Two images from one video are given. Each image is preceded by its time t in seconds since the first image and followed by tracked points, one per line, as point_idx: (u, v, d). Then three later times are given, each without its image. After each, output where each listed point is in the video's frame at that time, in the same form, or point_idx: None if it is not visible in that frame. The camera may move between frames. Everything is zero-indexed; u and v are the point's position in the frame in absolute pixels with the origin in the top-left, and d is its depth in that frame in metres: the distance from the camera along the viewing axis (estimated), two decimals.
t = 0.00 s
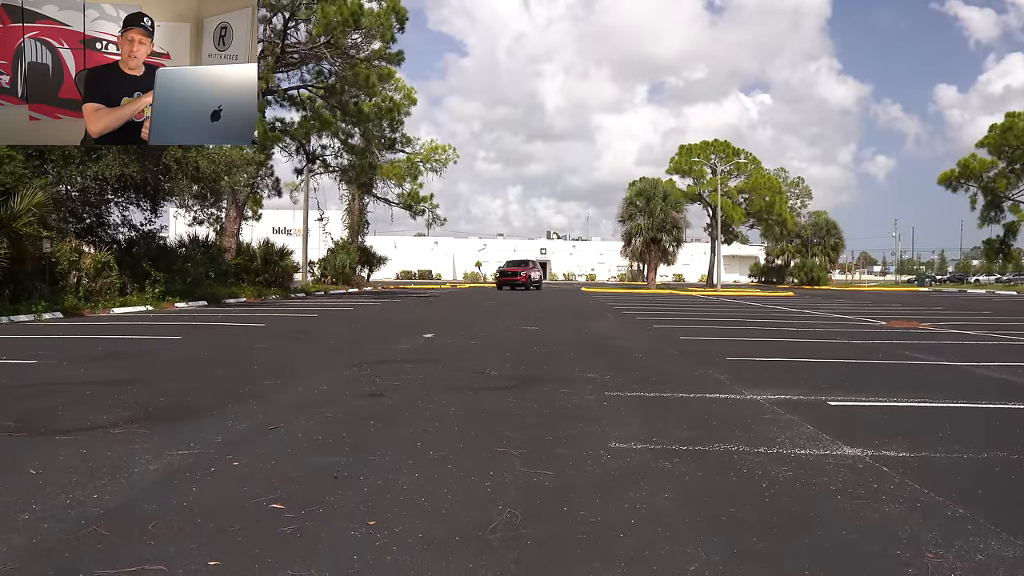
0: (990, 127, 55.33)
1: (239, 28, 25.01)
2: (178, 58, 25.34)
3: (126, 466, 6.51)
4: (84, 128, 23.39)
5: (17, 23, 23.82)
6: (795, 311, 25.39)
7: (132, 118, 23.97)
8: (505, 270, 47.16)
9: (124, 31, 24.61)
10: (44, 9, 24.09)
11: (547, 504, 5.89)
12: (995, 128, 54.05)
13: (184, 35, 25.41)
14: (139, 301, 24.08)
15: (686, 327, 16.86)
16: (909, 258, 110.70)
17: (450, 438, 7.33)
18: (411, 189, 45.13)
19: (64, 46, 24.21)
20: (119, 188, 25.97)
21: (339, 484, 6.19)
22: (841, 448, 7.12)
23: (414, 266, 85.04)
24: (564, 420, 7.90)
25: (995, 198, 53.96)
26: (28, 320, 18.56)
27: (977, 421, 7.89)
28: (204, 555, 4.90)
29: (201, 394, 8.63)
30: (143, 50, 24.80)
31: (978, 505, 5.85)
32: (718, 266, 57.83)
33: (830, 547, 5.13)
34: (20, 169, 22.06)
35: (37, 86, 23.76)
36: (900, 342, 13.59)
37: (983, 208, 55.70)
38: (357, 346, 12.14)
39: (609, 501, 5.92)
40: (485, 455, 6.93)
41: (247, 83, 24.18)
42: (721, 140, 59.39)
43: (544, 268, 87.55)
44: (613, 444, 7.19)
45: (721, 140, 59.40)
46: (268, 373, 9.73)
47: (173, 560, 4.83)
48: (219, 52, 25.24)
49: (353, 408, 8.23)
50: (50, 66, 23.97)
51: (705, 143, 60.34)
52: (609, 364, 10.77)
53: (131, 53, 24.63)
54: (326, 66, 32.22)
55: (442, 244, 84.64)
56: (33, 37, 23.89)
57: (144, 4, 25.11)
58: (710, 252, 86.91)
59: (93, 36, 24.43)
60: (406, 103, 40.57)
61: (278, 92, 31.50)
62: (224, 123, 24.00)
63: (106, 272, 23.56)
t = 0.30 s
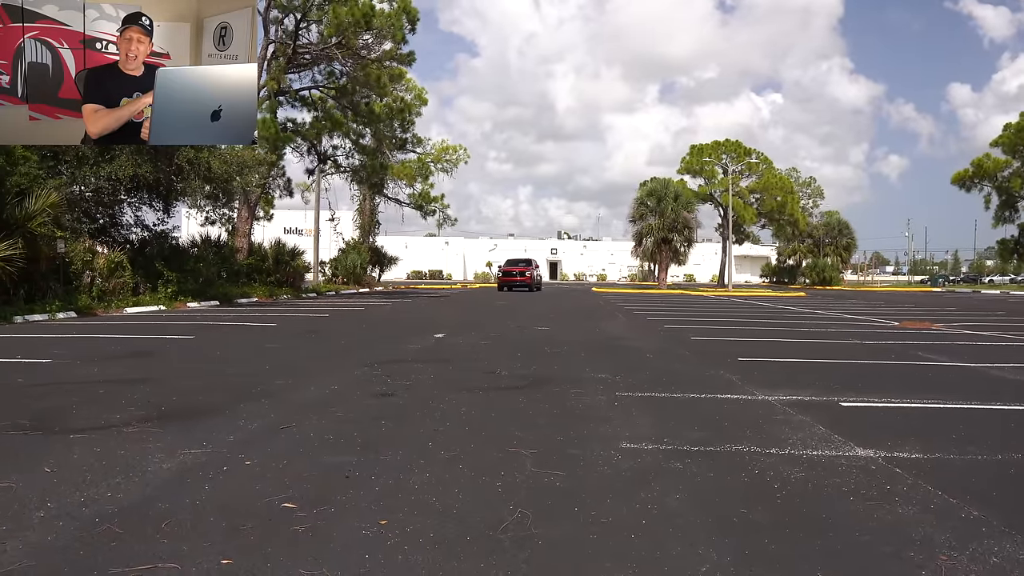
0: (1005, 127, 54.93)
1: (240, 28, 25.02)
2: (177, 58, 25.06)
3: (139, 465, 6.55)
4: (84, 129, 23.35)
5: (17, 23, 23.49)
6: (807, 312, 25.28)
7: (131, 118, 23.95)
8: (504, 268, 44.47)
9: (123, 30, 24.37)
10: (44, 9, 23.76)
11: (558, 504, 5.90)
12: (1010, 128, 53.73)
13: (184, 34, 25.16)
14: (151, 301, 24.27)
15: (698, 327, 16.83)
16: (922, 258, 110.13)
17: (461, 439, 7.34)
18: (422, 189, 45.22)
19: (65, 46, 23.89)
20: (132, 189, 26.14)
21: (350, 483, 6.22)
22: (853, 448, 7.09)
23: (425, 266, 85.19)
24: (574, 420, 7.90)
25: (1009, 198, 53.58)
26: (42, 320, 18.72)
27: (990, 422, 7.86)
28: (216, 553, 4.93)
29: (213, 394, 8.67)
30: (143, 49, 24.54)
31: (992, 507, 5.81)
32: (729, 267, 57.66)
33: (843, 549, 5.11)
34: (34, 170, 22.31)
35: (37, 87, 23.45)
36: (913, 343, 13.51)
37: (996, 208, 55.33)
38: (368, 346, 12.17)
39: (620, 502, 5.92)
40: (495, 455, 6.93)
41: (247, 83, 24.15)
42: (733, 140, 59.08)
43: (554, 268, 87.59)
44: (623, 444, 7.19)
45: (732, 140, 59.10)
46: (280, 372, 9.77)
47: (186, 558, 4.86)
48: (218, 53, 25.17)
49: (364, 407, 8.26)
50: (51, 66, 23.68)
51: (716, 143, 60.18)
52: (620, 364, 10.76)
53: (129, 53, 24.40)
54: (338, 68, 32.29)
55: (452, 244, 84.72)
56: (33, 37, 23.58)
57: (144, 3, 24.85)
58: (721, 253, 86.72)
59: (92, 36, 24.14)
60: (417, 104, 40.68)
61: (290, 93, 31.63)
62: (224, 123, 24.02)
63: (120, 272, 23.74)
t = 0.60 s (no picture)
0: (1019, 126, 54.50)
1: (240, 29, 25.23)
2: (178, 57, 25.11)
3: (154, 463, 6.59)
4: (84, 128, 23.22)
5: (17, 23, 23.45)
6: (820, 312, 25.15)
7: (131, 118, 23.85)
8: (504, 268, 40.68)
9: (122, 31, 24.50)
10: (44, 9, 23.79)
11: (570, 504, 5.91)
12: None
13: (184, 34, 25.24)
14: (164, 301, 24.42)
15: (710, 328, 16.80)
16: (935, 258, 109.53)
17: (472, 439, 7.36)
18: (433, 189, 45.31)
19: (65, 46, 23.91)
20: (145, 189, 26.30)
21: (363, 483, 6.24)
22: (866, 450, 7.08)
23: (435, 266, 85.35)
24: (586, 421, 7.90)
25: None
26: (56, 319, 18.87)
27: (1005, 423, 7.81)
28: (230, 552, 4.96)
29: (226, 393, 8.73)
30: (142, 49, 24.59)
31: (1007, 508, 5.78)
32: (740, 267, 57.54)
33: (856, 550, 5.09)
34: (49, 171, 22.55)
35: (36, 87, 23.38)
36: (929, 344, 13.43)
37: (1011, 208, 54.88)
38: (379, 346, 12.24)
39: (632, 502, 5.92)
40: (506, 455, 6.95)
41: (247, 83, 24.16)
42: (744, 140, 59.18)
43: (565, 268, 87.56)
44: (635, 444, 7.19)
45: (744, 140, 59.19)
46: (293, 372, 9.84)
47: (201, 556, 4.89)
48: (218, 53, 25.27)
49: (376, 407, 8.30)
50: (51, 66, 23.69)
51: (727, 143, 60.11)
52: (631, 364, 10.77)
53: (128, 53, 24.52)
54: (349, 68, 32.29)
55: (463, 244, 84.84)
56: (33, 37, 23.57)
57: (144, 4, 24.93)
58: (732, 253, 86.49)
59: (93, 36, 24.24)
60: (428, 104, 40.78)
61: (301, 94, 31.71)
62: (224, 123, 23.90)
63: (133, 272, 23.92)
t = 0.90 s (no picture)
0: None
1: (239, 28, 24.97)
2: (177, 57, 25.00)
3: (173, 462, 6.64)
4: (84, 128, 23.36)
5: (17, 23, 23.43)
6: (839, 313, 24.95)
7: (131, 118, 24.01)
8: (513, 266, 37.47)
9: (122, 32, 24.50)
10: (44, 9, 23.77)
11: (586, 504, 5.91)
12: None
13: (184, 34, 25.10)
14: (182, 300, 24.58)
15: (729, 328, 16.74)
16: (955, 258, 108.58)
17: (489, 439, 7.37)
18: (448, 189, 45.42)
19: (65, 45, 23.90)
20: (162, 190, 26.52)
21: (380, 482, 6.27)
22: (886, 451, 7.03)
23: (451, 266, 85.55)
24: (602, 421, 7.89)
25: None
26: (76, 319, 19.02)
27: None
28: (249, 550, 5.00)
29: (244, 392, 8.80)
30: (142, 50, 24.49)
31: None
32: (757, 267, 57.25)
33: (875, 553, 5.06)
34: (70, 172, 22.76)
35: (37, 86, 23.43)
36: (953, 345, 13.28)
37: None
38: (395, 345, 12.29)
39: (649, 503, 5.91)
40: (522, 455, 6.95)
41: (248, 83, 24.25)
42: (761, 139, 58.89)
43: (581, 268, 87.48)
44: (652, 445, 7.17)
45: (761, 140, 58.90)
46: (310, 371, 9.91)
47: (220, 554, 4.93)
48: (218, 53, 25.06)
49: (392, 406, 8.33)
50: (50, 66, 23.66)
51: (744, 143, 59.84)
52: (647, 364, 10.77)
53: (129, 54, 24.48)
54: (365, 69, 32.40)
55: (479, 244, 84.99)
56: (33, 37, 23.56)
57: (145, 4, 24.86)
58: (748, 253, 86.13)
59: (92, 36, 24.21)
60: (444, 105, 40.87)
61: (317, 94, 31.87)
62: (224, 123, 24.09)
63: (151, 272, 24.17)
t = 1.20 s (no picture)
0: None
1: (240, 28, 25.14)
2: (177, 57, 25.33)
3: (190, 460, 6.70)
4: (84, 128, 23.22)
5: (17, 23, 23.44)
6: (857, 313, 24.78)
7: (131, 118, 24.08)
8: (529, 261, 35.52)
9: (122, 32, 24.74)
10: (44, 9, 23.84)
11: (602, 504, 5.91)
12: None
13: (184, 34, 25.47)
14: (199, 300, 24.76)
15: (745, 329, 16.69)
16: (974, 259, 107.57)
17: (504, 438, 7.38)
18: (463, 190, 45.51)
19: (65, 46, 24.00)
20: (180, 190, 26.67)
21: (396, 481, 6.31)
22: (904, 452, 6.99)
23: (466, 266, 85.66)
24: (616, 421, 7.89)
25: None
26: (95, 319, 19.17)
27: None
28: (266, 548, 5.03)
29: (260, 391, 8.86)
30: (142, 50, 24.76)
31: None
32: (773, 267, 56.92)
33: (893, 555, 5.02)
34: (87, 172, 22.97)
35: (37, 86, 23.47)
36: (975, 347, 13.14)
37: None
38: (410, 345, 12.33)
39: (664, 504, 5.90)
40: (537, 454, 6.96)
41: (247, 83, 24.39)
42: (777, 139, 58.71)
43: (595, 268, 87.35)
44: (667, 445, 7.16)
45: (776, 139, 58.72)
46: (326, 370, 9.98)
47: (237, 552, 4.96)
48: (219, 53, 25.32)
49: (407, 406, 8.37)
50: (50, 66, 23.74)
51: (759, 142, 59.68)
52: (662, 364, 10.77)
53: (128, 54, 24.70)
54: (380, 70, 32.54)
55: (493, 244, 85.12)
56: (33, 37, 23.64)
57: (144, 4, 25.16)
58: (764, 253, 85.75)
59: (92, 36, 24.42)
60: (459, 105, 40.98)
61: (333, 95, 32.03)
62: (224, 123, 24.24)
63: (169, 272, 24.39)
